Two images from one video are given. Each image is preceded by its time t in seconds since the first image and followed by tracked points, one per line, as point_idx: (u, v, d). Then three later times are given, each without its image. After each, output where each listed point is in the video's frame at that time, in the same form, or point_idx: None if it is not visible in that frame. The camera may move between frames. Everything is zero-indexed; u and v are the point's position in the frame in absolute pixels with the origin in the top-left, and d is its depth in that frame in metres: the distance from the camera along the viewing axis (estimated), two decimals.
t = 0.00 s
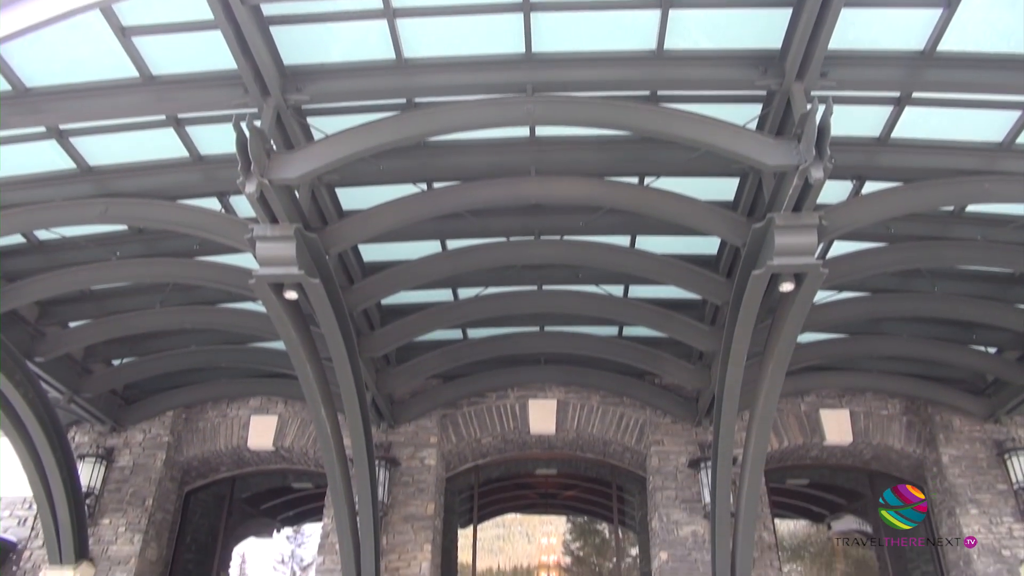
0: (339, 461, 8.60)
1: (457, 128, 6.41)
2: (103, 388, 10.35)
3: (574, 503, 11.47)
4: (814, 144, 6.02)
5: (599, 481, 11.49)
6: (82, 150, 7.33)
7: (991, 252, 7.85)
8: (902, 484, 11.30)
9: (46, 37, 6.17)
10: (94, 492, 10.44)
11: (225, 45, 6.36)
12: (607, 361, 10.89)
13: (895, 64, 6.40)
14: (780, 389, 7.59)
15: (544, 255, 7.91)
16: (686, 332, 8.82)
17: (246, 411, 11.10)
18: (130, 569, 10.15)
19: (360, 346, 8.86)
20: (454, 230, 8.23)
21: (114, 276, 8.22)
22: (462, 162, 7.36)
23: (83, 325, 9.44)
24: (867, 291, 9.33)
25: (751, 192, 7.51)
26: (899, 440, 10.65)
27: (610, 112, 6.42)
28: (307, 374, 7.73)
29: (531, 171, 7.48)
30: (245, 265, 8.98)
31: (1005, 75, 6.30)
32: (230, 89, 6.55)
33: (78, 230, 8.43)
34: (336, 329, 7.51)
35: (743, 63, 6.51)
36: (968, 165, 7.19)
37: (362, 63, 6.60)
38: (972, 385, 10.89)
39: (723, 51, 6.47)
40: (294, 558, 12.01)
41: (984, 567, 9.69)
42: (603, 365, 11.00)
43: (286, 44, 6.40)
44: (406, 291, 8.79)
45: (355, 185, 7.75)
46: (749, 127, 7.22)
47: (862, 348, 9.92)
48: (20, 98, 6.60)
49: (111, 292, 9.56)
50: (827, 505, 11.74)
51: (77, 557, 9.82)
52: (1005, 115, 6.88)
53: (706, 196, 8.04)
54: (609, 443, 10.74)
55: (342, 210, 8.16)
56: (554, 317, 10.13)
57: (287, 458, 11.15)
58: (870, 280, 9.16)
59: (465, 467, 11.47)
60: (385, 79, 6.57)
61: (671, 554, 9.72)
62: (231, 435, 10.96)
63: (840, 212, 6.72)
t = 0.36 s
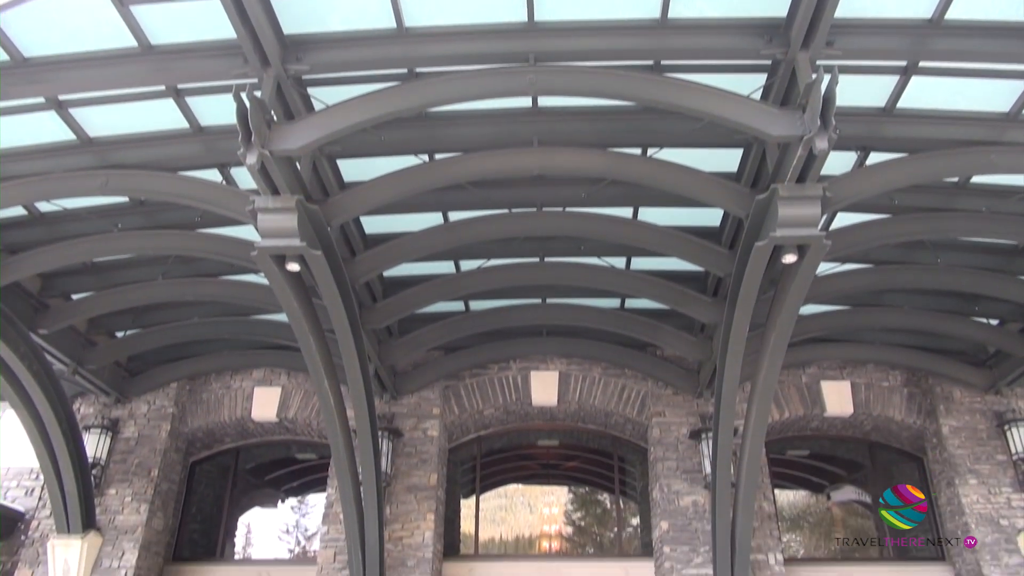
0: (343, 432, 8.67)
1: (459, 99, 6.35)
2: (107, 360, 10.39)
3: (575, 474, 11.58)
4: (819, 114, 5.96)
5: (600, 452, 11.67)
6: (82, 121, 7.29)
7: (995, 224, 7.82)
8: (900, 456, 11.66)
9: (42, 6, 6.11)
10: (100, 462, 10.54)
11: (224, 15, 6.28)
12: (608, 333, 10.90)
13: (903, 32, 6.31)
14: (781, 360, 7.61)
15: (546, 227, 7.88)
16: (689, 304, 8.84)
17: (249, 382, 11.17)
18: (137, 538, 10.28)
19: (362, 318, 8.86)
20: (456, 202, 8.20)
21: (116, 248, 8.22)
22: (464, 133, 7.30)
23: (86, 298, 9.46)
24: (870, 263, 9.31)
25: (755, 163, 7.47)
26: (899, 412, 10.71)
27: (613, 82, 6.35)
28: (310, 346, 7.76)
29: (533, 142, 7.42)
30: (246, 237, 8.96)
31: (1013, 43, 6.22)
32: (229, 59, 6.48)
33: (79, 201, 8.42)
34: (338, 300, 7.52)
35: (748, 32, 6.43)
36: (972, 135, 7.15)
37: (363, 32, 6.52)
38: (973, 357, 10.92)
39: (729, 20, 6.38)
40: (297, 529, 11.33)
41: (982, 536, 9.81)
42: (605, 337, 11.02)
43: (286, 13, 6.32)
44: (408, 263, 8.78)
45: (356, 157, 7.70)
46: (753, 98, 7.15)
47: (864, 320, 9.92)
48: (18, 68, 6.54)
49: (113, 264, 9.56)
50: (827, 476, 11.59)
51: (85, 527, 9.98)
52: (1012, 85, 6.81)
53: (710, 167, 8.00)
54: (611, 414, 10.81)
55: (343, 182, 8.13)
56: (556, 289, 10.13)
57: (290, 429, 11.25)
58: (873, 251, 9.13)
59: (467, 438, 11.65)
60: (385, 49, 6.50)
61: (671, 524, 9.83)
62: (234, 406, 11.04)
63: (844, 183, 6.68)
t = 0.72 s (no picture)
0: (345, 409, 8.71)
1: (461, 74, 6.30)
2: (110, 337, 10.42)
3: (577, 451, 11.65)
4: (823, 90, 5.92)
5: (602, 429, 11.73)
6: (81, 96, 7.25)
7: (999, 201, 7.78)
8: (900, 434, 11.68)
9: None
10: (105, 438, 10.58)
11: None
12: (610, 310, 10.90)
13: (910, 7, 6.23)
14: (783, 338, 7.62)
15: (549, 204, 7.86)
16: (691, 282, 8.84)
17: (252, 358, 11.21)
18: (141, 512, 10.37)
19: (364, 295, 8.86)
20: (458, 178, 8.17)
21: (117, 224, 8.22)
22: (466, 109, 7.26)
23: (87, 274, 9.47)
24: (873, 241, 9.28)
25: (759, 140, 7.42)
26: (900, 389, 10.75)
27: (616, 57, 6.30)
28: (312, 323, 7.77)
29: (536, 119, 7.38)
30: (248, 214, 8.94)
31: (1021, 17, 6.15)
32: (229, 34, 6.43)
33: (80, 177, 8.40)
34: (340, 277, 7.52)
35: (753, 6, 6.36)
36: (978, 112, 7.10)
37: (364, 6, 6.46)
38: (975, 335, 10.92)
39: None
40: (301, 504, 11.46)
41: (980, 513, 9.90)
42: (607, 315, 11.03)
43: None
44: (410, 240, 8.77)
45: (357, 133, 7.66)
46: (757, 73, 7.10)
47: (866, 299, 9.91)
48: (17, 43, 6.50)
49: (115, 240, 9.56)
50: (827, 453, 11.65)
51: (90, 502, 10.10)
52: (1019, 60, 6.75)
53: (713, 144, 7.95)
54: (612, 391, 10.85)
55: (344, 158, 8.09)
56: (558, 267, 10.12)
57: (293, 405, 11.31)
58: (876, 229, 9.10)
59: (469, 415, 11.69)
60: (386, 23, 6.44)
61: (671, 500, 9.91)
62: (237, 383, 11.08)
63: (848, 160, 6.64)
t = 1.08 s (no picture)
0: (347, 389, 8.74)
1: (462, 53, 6.25)
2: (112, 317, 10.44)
3: (578, 431, 11.70)
4: (827, 68, 5.87)
5: (603, 409, 11.77)
6: (81, 76, 7.21)
7: (1002, 181, 7.75)
8: (900, 413, 11.73)
9: None
10: (109, 418, 10.65)
11: None
12: (612, 291, 10.90)
13: None
14: (784, 318, 7.63)
15: (550, 184, 7.82)
16: (691, 262, 8.84)
17: (254, 339, 11.23)
18: (146, 491, 10.45)
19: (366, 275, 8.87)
20: (459, 158, 8.13)
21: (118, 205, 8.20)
22: (467, 89, 7.22)
23: (89, 255, 9.47)
24: (876, 221, 9.25)
25: (761, 119, 7.38)
26: (900, 369, 10.78)
27: (618, 36, 6.24)
28: (314, 304, 7.79)
29: (537, 98, 7.33)
30: (249, 195, 8.92)
31: None
32: (228, 12, 6.37)
33: (80, 158, 8.37)
34: (342, 257, 7.51)
35: None
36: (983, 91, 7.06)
37: None
38: (977, 315, 10.91)
39: None
40: (304, 483, 11.54)
41: (979, 492, 9.96)
42: (608, 295, 11.03)
43: None
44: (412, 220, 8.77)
45: (358, 112, 7.63)
46: (760, 51, 7.05)
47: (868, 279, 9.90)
48: (16, 22, 6.46)
49: (116, 220, 9.54)
50: (827, 433, 11.69)
51: (95, 481, 10.18)
52: None
53: (716, 123, 7.91)
54: (613, 371, 10.88)
55: (345, 138, 8.06)
56: (559, 248, 10.11)
57: (296, 385, 11.36)
58: (879, 209, 9.07)
59: (471, 395, 11.73)
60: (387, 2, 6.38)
61: (672, 479, 9.97)
62: (240, 363, 11.12)
63: (851, 140, 6.60)
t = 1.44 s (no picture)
0: (349, 368, 8.77)
1: (462, 30, 6.19)
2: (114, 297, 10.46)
3: (579, 409, 11.75)
4: (830, 45, 5.82)
5: (604, 387, 11.82)
6: (79, 54, 7.17)
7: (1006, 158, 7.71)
8: (900, 391, 11.78)
9: None
10: (113, 397, 10.70)
11: None
12: (614, 270, 10.89)
13: None
14: (786, 297, 7.62)
15: (551, 163, 7.79)
16: (692, 240, 8.83)
17: (256, 319, 11.26)
18: (150, 470, 10.53)
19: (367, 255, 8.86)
20: (460, 137, 8.09)
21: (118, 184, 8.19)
22: (467, 67, 7.16)
23: (90, 235, 9.47)
24: (878, 199, 9.22)
25: (764, 97, 7.33)
26: (901, 347, 10.80)
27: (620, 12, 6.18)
28: (316, 283, 7.80)
29: (538, 76, 7.28)
30: (249, 174, 8.89)
31: None
32: None
33: (79, 137, 8.35)
34: (343, 236, 7.50)
35: None
36: (988, 67, 7.01)
37: None
38: (978, 294, 10.91)
39: None
40: (308, 462, 11.62)
41: (979, 469, 10.01)
42: (610, 274, 11.02)
43: None
44: (413, 200, 8.75)
45: (358, 91, 7.58)
46: (764, 28, 6.99)
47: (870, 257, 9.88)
48: None
49: (117, 200, 9.53)
50: (827, 411, 11.74)
51: (99, 460, 10.26)
52: None
53: (718, 101, 7.86)
54: (615, 350, 10.91)
55: (345, 117, 8.03)
56: (561, 227, 10.09)
57: (298, 365, 11.41)
58: (881, 187, 9.04)
59: (473, 374, 11.77)
60: None
61: (673, 457, 10.03)
62: (242, 343, 11.16)
63: (854, 117, 6.56)
